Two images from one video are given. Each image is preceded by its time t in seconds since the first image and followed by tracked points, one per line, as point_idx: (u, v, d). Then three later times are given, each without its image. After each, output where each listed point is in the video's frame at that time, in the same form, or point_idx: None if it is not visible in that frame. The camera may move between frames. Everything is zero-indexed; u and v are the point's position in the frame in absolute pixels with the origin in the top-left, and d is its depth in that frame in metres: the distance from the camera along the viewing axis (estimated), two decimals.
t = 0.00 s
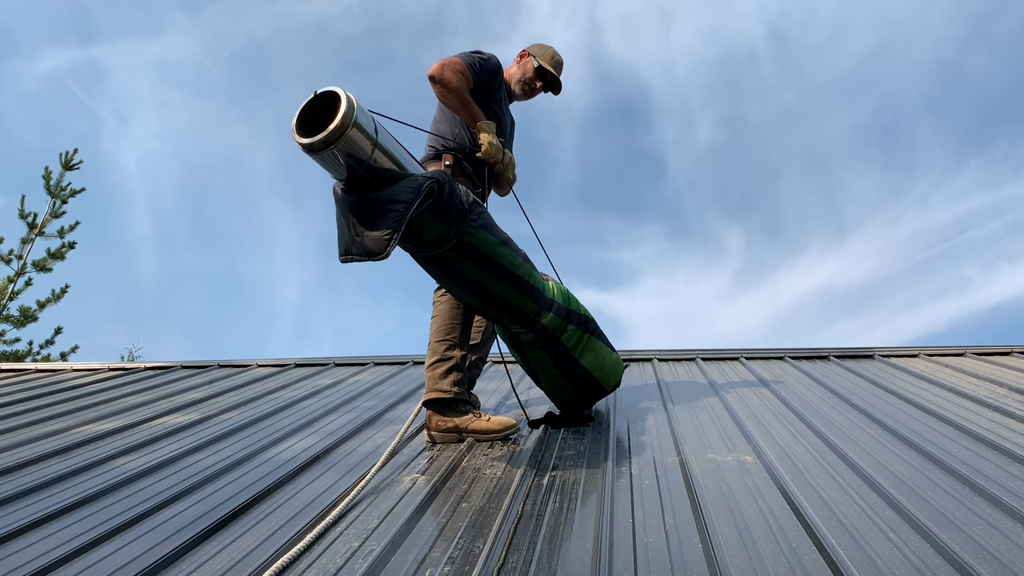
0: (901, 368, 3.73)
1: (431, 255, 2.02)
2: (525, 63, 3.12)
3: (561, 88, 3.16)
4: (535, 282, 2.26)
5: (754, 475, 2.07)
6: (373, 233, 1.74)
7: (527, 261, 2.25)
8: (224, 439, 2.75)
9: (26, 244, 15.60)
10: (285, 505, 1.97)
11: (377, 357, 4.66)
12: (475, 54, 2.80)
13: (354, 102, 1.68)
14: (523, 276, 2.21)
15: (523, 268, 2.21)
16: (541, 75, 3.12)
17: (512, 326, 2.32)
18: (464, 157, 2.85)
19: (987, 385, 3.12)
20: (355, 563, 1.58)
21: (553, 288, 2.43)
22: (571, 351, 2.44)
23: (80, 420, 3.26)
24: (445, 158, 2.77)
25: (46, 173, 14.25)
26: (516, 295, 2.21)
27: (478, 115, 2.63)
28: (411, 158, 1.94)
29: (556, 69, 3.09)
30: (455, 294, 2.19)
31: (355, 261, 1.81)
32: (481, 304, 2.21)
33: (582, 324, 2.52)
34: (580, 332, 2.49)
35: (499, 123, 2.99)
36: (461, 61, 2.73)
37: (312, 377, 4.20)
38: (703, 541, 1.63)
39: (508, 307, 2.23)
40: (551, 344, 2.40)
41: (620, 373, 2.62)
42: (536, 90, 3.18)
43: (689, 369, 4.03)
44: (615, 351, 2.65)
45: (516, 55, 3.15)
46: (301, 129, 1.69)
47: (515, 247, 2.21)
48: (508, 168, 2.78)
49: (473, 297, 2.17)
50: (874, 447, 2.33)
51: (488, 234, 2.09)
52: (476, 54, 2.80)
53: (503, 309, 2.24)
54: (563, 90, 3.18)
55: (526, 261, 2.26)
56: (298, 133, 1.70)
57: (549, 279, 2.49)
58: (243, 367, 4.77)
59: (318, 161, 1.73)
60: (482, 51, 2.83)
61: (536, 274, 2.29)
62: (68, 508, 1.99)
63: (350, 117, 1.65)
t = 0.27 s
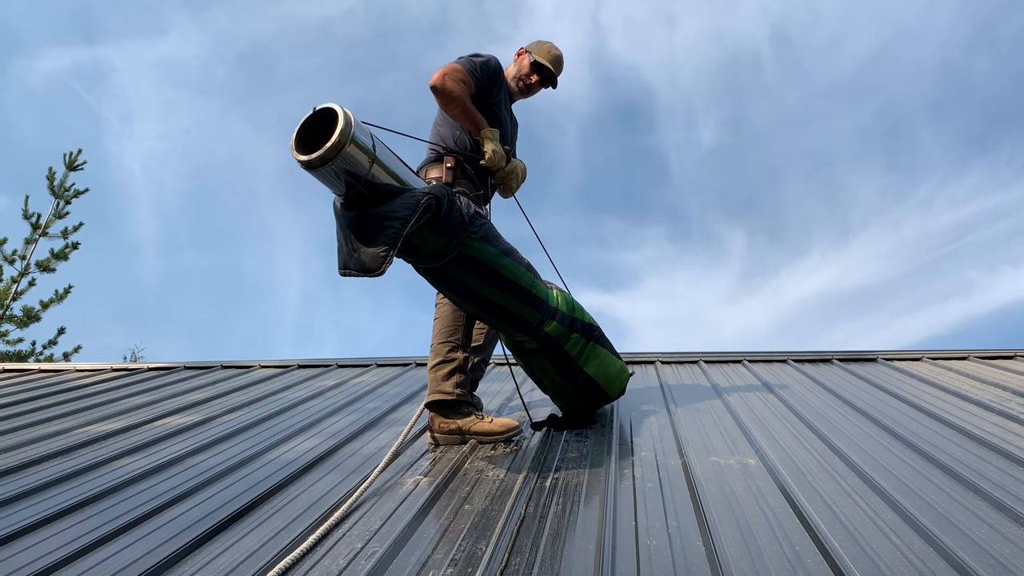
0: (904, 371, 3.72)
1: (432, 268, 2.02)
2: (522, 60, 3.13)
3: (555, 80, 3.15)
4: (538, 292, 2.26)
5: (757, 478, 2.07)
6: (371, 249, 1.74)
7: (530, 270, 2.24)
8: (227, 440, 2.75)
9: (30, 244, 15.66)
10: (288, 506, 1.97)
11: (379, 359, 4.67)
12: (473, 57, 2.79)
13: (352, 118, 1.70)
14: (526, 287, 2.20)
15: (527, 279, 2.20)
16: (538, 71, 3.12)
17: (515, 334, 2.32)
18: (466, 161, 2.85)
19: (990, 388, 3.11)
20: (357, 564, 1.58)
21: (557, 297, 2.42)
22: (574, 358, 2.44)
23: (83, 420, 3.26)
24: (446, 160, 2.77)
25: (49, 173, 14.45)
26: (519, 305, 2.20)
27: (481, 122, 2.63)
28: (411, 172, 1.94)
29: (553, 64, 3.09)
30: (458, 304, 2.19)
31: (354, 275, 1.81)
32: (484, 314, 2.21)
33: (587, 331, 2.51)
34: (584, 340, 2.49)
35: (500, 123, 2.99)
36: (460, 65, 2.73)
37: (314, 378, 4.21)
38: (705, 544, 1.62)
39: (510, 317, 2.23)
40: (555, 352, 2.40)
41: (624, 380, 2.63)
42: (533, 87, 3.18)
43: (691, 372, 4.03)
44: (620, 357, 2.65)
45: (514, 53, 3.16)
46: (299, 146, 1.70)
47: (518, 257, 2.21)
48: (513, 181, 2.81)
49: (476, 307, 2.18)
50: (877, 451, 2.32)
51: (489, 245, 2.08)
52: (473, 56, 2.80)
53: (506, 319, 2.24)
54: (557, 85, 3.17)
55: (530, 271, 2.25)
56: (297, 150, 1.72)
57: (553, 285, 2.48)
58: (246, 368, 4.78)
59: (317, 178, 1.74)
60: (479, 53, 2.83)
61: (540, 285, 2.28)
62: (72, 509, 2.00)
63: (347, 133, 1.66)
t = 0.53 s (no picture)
0: (907, 374, 3.72)
1: (430, 265, 2.03)
2: (523, 61, 3.13)
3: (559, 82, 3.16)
4: (538, 292, 2.26)
5: (760, 481, 2.07)
6: (363, 239, 1.74)
7: (530, 270, 2.25)
8: (230, 441, 2.76)
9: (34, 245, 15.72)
10: (291, 507, 1.97)
11: (382, 360, 4.67)
12: (472, 60, 2.79)
13: (346, 111, 1.70)
14: (525, 286, 2.20)
15: (526, 278, 2.21)
16: (538, 72, 3.12)
17: (516, 335, 2.32)
18: (468, 163, 2.86)
19: (993, 392, 3.11)
20: (360, 566, 1.58)
21: (558, 298, 2.42)
22: (577, 362, 2.44)
23: (87, 421, 3.27)
24: (448, 163, 2.79)
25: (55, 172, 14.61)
26: (519, 305, 2.21)
27: (483, 126, 2.64)
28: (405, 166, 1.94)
29: (553, 65, 3.08)
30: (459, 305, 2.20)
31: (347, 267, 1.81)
32: (484, 315, 2.21)
33: (590, 335, 2.51)
34: (587, 343, 2.49)
35: (500, 124, 2.99)
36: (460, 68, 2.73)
37: (317, 379, 4.21)
38: (709, 547, 1.62)
39: (511, 318, 2.23)
40: (557, 355, 2.40)
41: (627, 386, 2.63)
42: (534, 87, 3.18)
43: (694, 375, 4.03)
44: (624, 362, 2.65)
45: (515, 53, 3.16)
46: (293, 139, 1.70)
47: (518, 256, 2.21)
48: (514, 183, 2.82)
49: (476, 307, 2.18)
50: (880, 455, 2.32)
51: (487, 243, 2.09)
52: (472, 58, 2.79)
53: (507, 320, 2.24)
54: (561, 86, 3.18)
55: (530, 271, 2.25)
56: (291, 143, 1.72)
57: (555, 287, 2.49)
58: (249, 369, 4.78)
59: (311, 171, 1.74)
60: (478, 54, 2.83)
61: (540, 285, 2.28)
62: (76, 509, 2.00)
63: (340, 125, 1.67)
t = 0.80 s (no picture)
0: (909, 376, 3.71)
1: (427, 264, 2.02)
2: (529, 66, 3.12)
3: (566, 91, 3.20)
4: (537, 288, 2.25)
5: (762, 483, 2.06)
6: (356, 238, 1.74)
7: (529, 267, 2.23)
8: (232, 441, 2.76)
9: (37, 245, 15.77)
10: (293, 508, 1.97)
11: (384, 360, 4.67)
12: (470, 61, 2.80)
13: (332, 112, 1.70)
14: (524, 283, 2.19)
15: (525, 275, 2.20)
16: (545, 79, 3.13)
17: (517, 333, 2.32)
18: (468, 164, 2.86)
19: (996, 394, 3.10)
20: (362, 566, 1.58)
21: (558, 294, 2.41)
22: (581, 358, 2.44)
23: (90, 421, 3.28)
24: (449, 165, 2.79)
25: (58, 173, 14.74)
26: (519, 302, 2.20)
27: (479, 126, 2.64)
28: (398, 164, 1.94)
29: (559, 72, 3.10)
30: (459, 305, 2.19)
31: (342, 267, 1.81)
32: (485, 314, 2.21)
33: (592, 330, 2.50)
34: (590, 339, 2.48)
35: (501, 124, 2.99)
36: (458, 70, 2.74)
37: (320, 380, 4.22)
38: (710, 549, 1.62)
39: (511, 316, 2.22)
40: (560, 352, 2.39)
41: (632, 379, 2.62)
42: (540, 92, 3.19)
43: (696, 376, 4.02)
44: (627, 356, 2.64)
45: (519, 57, 3.15)
46: (281, 140, 1.71)
47: (516, 253, 2.20)
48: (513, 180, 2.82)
49: (475, 306, 2.17)
50: (882, 456, 2.31)
51: (482, 240, 2.08)
52: (471, 59, 2.80)
53: (508, 318, 2.23)
54: (568, 93, 3.21)
55: (528, 267, 2.24)
56: (280, 146, 1.73)
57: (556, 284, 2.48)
58: (251, 369, 4.79)
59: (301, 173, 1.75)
60: (477, 55, 2.83)
61: (539, 281, 2.27)
62: (78, 509, 2.01)
63: (327, 126, 1.67)
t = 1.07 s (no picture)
0: (910, 376, 3.71)
1: (422, 270, 2.03)
2: (531, 69, 3.12)
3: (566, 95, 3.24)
4: (535, 287, 2.23)
5: (762, 483, 2.06)
6: (342, 250, 1.76)
7: (526, 267, 2.22)
8: (233, 440, 2.77)
9: (38, 244, 15.78)
10: (293, 507, 1.97)
11: (385, 360, 4.67)
12: (472, 59, 2.80)
13: (314, 126, 1.71)
14: (521, 283, 2.18)
15: (522, 275, 2.18)
16: (547, 83, 3.14)
17: (517, 333, 2.31)
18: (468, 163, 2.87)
19: (997, 394, 3.10)
20: (361, 565, 1.58)
21: (559, 292, 2.38)
22: (584, 356, 2.43)
23: (90, 419, 3.28)
24: (449, 164, 2.80)
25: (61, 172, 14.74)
26: (517, 303, 2.19)
27: (478, 125, 2.65)
28: (388, 173, 1.94)
29: (560, 75, 3.11)
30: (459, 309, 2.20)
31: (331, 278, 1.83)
32: (485, 316, 2.21)
33: (596, 327, 2.47)
34: (594, 336, 2.46)
35: (502, 123, 2.99)
36: (459, 68, 2.74)
37: (320, 379, 4.22)
38: (710, 548, 1.62)
39: (510, 317, 2.22)
40: (563, 350, 2.38)
41: (638, 373, 2.59)
42: (541, 94, 3.20)
43: (697, 376, 4.02)
44: (632, 351, 2.60)
45: (521, 59, 3.14)
46: (267, 155, 1.74)
47: (512, 253, 2.19)
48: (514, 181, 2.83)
49: (473, 308, 2.18)
50: (883, 456, 2.31)
51: (475, 243, 2.07)
52: (472, 58, 2.80)
53: (508, 318, 2.23)
54: (568, 96, 3.25)
55: (526, 267, 2.23)
56: (265, 160, 1.75)
57: (556, 282, 2.46)
58: (252, 368, 4.79)
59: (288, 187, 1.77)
60: (479, 54, 2.84)
61: (536, 280, 2.25)
62: (79, 507, 2.01)
63: (309, 139, 1.69)
